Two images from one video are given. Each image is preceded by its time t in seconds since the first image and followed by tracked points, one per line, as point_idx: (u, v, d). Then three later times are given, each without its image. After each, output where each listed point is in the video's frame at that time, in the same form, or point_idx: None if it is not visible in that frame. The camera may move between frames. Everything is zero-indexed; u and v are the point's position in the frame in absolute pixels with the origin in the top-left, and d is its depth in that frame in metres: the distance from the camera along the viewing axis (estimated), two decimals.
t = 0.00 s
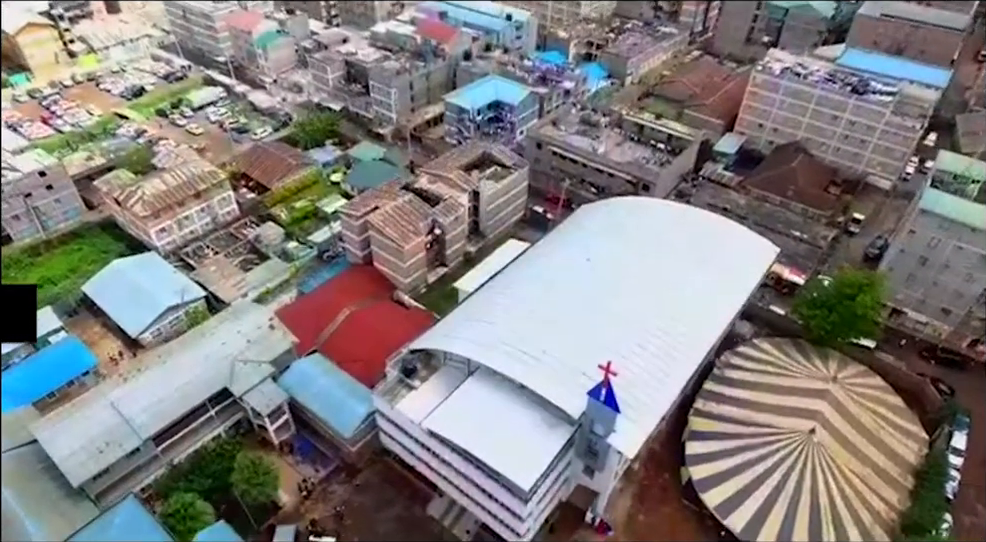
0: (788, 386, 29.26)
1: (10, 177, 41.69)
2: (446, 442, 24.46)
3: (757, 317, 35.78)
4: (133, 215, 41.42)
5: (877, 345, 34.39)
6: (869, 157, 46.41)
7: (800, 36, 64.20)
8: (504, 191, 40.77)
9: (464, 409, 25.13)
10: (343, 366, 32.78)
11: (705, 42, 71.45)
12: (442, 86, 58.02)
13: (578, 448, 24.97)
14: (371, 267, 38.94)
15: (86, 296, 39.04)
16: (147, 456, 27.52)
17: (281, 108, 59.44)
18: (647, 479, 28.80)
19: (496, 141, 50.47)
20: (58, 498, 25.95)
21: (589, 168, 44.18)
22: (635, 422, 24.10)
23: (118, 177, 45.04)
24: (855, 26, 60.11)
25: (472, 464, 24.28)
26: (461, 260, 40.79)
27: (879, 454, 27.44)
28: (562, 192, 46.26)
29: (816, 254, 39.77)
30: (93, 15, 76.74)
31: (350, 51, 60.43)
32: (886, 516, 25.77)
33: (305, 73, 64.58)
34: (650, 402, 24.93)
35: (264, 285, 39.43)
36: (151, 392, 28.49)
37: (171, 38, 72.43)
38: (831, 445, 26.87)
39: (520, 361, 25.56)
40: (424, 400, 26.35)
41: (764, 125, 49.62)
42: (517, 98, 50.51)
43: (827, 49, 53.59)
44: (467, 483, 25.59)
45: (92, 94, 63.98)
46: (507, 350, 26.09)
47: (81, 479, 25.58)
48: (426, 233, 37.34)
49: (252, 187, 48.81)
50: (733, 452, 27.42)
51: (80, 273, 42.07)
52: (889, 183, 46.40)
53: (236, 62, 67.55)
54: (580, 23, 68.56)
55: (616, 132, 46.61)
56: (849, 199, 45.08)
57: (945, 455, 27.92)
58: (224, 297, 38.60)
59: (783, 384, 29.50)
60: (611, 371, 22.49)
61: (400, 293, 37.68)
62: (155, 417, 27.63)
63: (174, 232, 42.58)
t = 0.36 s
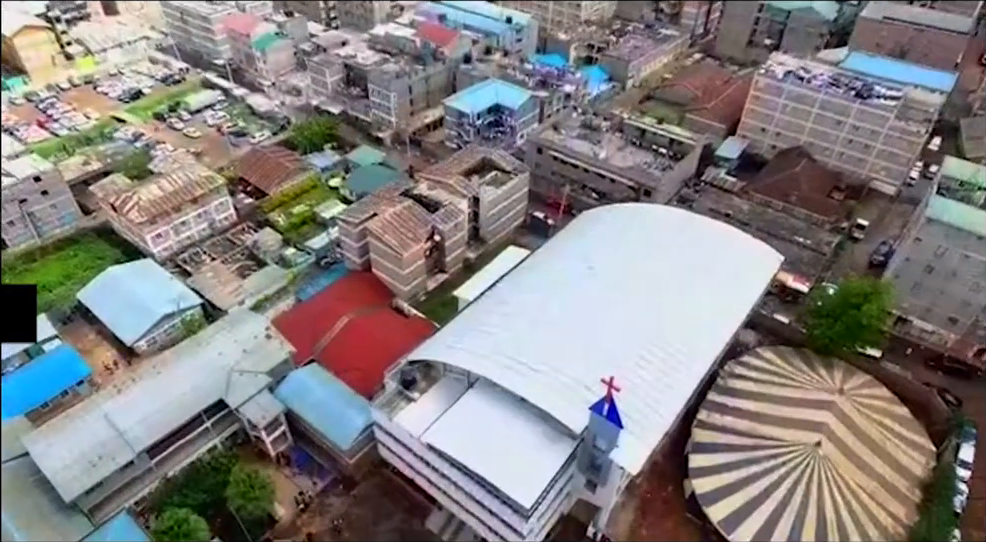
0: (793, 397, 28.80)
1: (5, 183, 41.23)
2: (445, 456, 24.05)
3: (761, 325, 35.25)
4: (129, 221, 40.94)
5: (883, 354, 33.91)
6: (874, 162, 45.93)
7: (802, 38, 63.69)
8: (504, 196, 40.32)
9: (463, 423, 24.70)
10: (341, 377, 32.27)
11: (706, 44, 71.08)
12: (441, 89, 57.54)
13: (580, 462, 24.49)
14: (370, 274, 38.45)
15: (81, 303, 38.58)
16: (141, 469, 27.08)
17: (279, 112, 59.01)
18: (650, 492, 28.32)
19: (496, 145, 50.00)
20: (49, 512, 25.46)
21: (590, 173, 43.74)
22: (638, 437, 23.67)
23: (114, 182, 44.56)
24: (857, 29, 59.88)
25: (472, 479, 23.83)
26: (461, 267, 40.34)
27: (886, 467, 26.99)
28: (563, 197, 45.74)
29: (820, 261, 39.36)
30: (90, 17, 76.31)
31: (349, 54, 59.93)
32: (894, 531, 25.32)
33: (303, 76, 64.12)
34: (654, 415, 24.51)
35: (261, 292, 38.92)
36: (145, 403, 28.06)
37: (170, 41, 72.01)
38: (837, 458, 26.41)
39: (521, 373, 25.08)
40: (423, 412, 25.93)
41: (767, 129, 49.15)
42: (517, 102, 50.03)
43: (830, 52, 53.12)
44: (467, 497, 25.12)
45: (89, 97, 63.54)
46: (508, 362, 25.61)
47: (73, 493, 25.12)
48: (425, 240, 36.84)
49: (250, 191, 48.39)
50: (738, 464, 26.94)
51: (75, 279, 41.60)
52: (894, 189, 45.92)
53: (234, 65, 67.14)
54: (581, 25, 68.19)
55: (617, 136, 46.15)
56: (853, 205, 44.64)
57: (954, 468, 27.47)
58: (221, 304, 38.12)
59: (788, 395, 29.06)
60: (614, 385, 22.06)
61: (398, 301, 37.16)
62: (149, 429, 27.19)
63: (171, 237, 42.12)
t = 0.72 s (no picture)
0: (801, 412, 28.20)
1: None
2: (445, 476, 23.49)
3: (766, 336, 34.62)
4: (123, 229, 40.27)
5: (890, 366, 33.31)
6: (880, 168, 45.25)
7: (804, 41, 63.06)
8: (505, 204, 39.71)
9: (463, 441, 24.19)
10: (339, 390, 31.64)
11: (707, 47, 70.52)
12: (441, 93, 56.91)
13: (583, 481, 23.91)
14: (368, 283, 37.82)
15: (74, 312, 37.96)
16: (134, 486, 26.52)
17: (277, 116, 58.41)
18: (654, 509, 27.72)
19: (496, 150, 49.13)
20: (39, 532, 24.86)
21: (592, 180, 43.16)
22: (643, 457, 23.15)
23: (108, 188, 43.92)
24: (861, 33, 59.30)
25: (472, 499, 23.27)
26: (461, 276, 39.75)
27: (895, 484, 26.40)
28: (564, 204, 45.11)
29: (825, 269, 38.77)
30: (87, 20, 75.72)
31: (348, 58, 59.28)
32: None
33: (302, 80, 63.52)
34: (659, 435, 23.94)
35: (258, 301, 38.25)
36: (137, 418, 27.54)
37: (167, 43, 71.44)
38: (846, 477, 25.82)
39: (522, 390, 24.49)
40: (422, 429, 25.38)
41: (770, 134, 48.51)
42: (518, 107, 49.36)
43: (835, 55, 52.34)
44: (466, 517, 24.52)
45: (85, 100, 62.94)
46: (509, 378, 25.01)
47: (63, 513, 24.56)
48: (425, 249, 36.19)
49: (247, 198, 47.86)
50: (745, 482, 26.32)
51: (69, 288, 40.97)
52: (900, 195, 45.27)
53: (232, 68, 66.57)
54: (582, 28, 67.63)
55: (619, 142, 45.56)
56: (858, 212, 44.04)
57: (964, 486, 26.87)
58: (216, 314, 37.49)
59: (795, 409, 28.48)
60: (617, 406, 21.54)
61: (397, 310, 36.54)
62: (141, 446, 26.62)
63: (166, 245, 41.53)
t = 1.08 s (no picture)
0: (807, 427, 27.65)
1: None
2: (445, 496, 22.99)
3: (771, 346, 34.08)
4: (119, 236, 39.71)
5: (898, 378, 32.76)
6: (884, 174, 44.69)
7: (808, 44, 62.39)
8: (506, 211, 39.18)
9: (463, 460, 23.74)
10: (337, 403, 31.10)
11: (709, 50, 70.00)
12: (440, 97, 56.40)
13: (586, 500, 23.40)
14: (367, 292, 37.26)
15: (69, 321, 37.41)
16: (127, 503, 26.02)
17: (275, 120, 57.86)
18: (657, 525, 27.19)
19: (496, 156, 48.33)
20: None
21: (593, 186, 42.64)
22: (648, 476, 22.71)
23: (104, 194, 43.38)
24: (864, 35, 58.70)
25: (472, 519, 22.76)
26: (461, 284, 39.21)
27: (905, 501, 25.85)
28: (565, 210, 44.54)
29: (830, 277, 38.24)
30: (84, 22, 75.21)
31: (347, 61, 58.77)
32: None
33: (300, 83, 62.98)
34: (664, 452, 23.49)
35: (255, 309, 37.76)
36: (131, 432, 27.03)
37: (164, 46, 70.94)
38: (854, 494, 25.27)
39: (524, 405, 23.96)
40: (421, 446, 24.90)
41: (774, 139, 47.98)
42: (518, 111, 48.78)
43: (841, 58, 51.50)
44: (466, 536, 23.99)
45: (82, 104, 62.40)
46: (511, 393, 24.48)
47: (55, 531, 24.07)
48: (424, 258, 35.60)
49: (245, 204, 47.40)
50: (750, 500, 25.77)
51: (63, 296, 40.40)
52: (905, 202, 44.70)
53: (229, 71, 66.02)
54: (583, 31, 67.08)
55: (621, 147, 45.04)
56: (863, 219, 43.49)
57: (975, 502, 26.31)
58: (212, 323, 36.98)
59: (801, 424, 27.95)
60: (621, 426, 21.14)
61: (396, 319, 36.05)
62: (134, 462, 26.12)
63: (162, 252, 41.05)
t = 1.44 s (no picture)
0: (814, 444, 27.13)
1: None
2: (445, 519, 22.49)
3: (776, 357, 33.53)
4: (114, 245, 39.17)
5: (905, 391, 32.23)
6: (890, 181, 44.13)
7: (811, 48, 61.87)
8: (506, 220, 38.63)
9: (463, 482, 23.23)
10: (334, 418, 30.47)
11: (711, 53, 69.48)
12: (440, 102, 55.84)
13: (588, 523, 22.91)
14: (365, 302, 36.67)
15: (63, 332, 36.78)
16: (120, 522, 25.51)
17: (274, 124, 57.26)
18: None
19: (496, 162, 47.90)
20: None
21: (595, 194, 42.12)
22: (653, 500, 22.31)
23: (99, 201, 42.82)
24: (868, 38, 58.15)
25: None
26: (461, 293, 38.68)
27: (913, 521, 25.36)
28: (566, 217, 43.50)
29: (836, 287, 37.67)
30: (81, 24, 74.54)
31: (346, 64, 58.23)
32: None
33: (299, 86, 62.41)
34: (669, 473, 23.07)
35: (252, 319, 37.25)
36: (124, 450, 26.52)
37: (162, 49, 70.33)
38: (862, 515, 24.77)
39: (526, 425, 23.44)
40: (421, 466, 24.37)
41: (777, 145, 47.44)
42: (519, 116, 48.23)
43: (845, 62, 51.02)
44: None
45: (78, 108, 61.76)
46: (512, 412, 23.95)
47: None
48: (423, 267, 35.03)
49: (242, 210, 46.85)
50: (757, 520, 25.25)
51: (58, 305, 39.85)
52: (911, 209, 44.12)
53: (227, 74, 65.41)
54: (584, 34, 66.56)
55: (623, 154, 44.53)
56: (868, 226, 42.93)
57: None
58: (209, 333, 36.40)
59: (808, 442, 27.46)
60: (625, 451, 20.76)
61: (396, 330, 35.31)
62: (128, 480, 25.62)
63: (158, 261, 40.50)
